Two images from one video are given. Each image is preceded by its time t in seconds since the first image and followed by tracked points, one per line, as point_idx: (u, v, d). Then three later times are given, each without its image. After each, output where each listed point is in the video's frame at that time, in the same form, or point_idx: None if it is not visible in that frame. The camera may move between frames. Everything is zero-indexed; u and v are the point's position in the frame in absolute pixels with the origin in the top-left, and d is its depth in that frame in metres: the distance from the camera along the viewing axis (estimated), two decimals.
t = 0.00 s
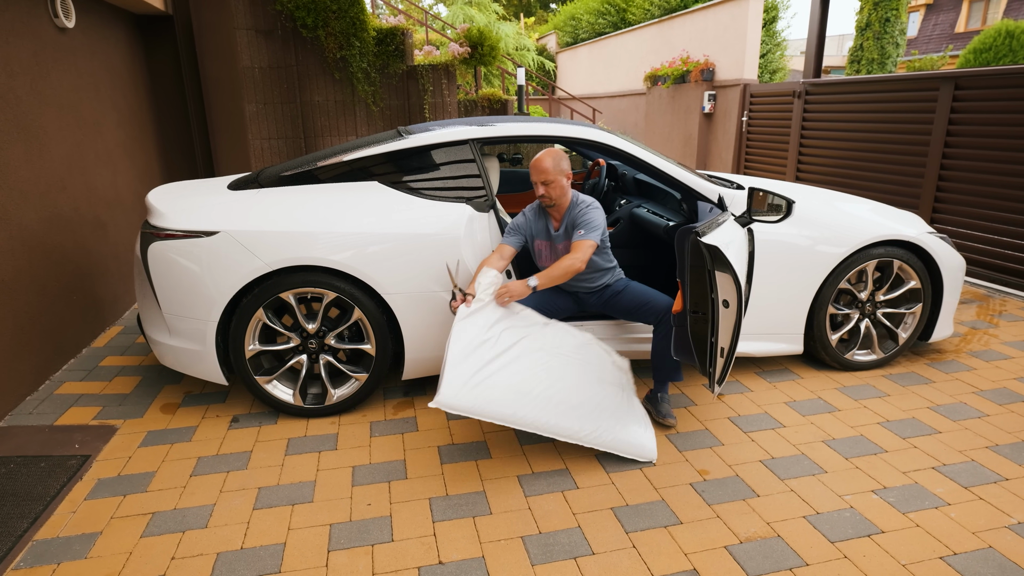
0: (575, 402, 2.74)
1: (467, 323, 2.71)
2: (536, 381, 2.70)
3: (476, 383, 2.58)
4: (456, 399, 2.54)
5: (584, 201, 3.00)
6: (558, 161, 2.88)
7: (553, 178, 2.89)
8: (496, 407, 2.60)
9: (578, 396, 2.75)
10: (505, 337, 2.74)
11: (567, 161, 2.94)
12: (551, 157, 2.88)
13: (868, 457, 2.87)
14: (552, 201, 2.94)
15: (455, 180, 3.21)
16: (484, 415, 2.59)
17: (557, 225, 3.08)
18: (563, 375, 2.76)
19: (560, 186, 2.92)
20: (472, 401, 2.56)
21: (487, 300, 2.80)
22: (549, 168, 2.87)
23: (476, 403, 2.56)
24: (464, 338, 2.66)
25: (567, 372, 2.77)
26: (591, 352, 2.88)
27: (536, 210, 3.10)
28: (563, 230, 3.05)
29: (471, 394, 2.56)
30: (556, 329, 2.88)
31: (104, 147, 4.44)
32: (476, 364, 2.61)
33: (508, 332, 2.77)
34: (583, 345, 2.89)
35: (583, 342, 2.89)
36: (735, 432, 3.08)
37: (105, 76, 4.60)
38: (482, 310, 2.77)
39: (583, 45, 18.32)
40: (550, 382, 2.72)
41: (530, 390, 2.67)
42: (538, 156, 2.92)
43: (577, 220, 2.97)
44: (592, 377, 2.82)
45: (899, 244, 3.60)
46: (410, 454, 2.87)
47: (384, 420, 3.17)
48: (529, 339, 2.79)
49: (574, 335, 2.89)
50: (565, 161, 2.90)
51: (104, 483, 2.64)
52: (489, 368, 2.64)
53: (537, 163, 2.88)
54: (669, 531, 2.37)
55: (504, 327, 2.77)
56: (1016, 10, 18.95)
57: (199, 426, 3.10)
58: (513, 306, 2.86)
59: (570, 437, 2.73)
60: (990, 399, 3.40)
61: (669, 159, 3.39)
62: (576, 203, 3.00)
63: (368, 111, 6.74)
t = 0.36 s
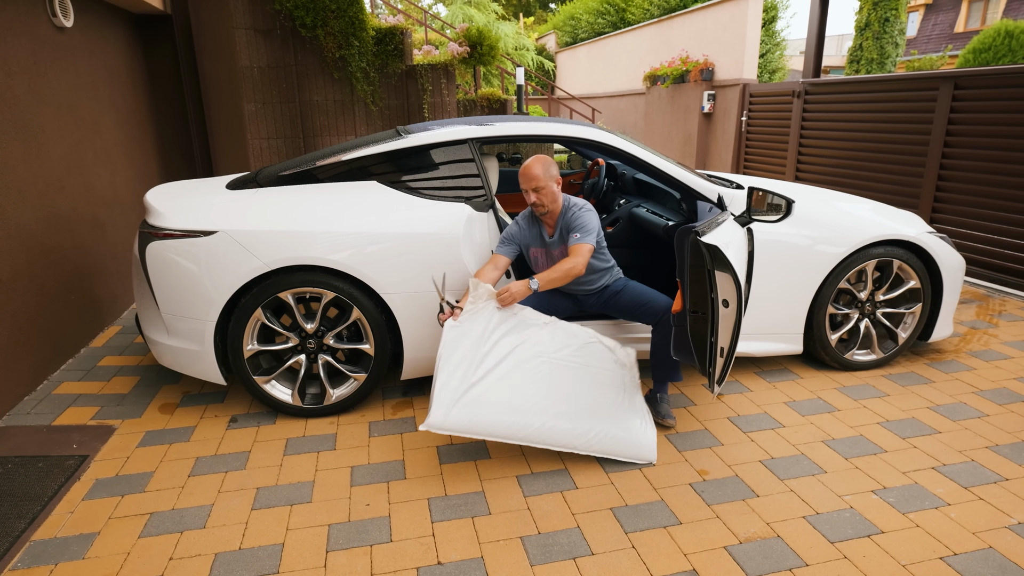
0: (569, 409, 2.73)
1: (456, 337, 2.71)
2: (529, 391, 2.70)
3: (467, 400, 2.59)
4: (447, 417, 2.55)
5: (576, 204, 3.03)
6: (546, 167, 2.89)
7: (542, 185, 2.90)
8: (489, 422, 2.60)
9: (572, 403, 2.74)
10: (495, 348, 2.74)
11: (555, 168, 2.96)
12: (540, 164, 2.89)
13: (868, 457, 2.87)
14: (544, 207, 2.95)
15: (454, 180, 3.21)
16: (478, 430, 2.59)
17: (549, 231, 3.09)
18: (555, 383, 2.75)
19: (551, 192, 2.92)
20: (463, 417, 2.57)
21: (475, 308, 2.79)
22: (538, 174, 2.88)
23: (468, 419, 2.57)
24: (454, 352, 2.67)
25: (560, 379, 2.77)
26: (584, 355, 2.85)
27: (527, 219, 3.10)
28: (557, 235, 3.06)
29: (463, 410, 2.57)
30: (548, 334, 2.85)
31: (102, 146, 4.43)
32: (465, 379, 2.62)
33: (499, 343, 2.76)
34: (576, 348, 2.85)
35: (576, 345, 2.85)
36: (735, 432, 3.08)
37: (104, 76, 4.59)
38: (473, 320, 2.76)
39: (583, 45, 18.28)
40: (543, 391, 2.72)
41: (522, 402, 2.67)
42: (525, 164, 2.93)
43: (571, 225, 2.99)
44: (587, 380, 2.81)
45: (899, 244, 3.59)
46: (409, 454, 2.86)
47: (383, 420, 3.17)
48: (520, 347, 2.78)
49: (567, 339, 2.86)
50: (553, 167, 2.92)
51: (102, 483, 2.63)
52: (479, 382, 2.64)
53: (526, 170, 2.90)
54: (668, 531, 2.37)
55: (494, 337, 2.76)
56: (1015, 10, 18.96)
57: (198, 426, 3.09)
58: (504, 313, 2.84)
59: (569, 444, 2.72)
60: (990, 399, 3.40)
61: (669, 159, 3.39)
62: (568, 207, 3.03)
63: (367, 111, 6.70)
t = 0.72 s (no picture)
0: (576, 417, 2.71)
1: (460, 352, 2.75)
2: (534, 402, 2.72)
3: (472, 416, 2.70)
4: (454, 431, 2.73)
5: (574, 203, 3.04)
6: (549, 167, 2.91)
7: (544, 183, 2.91)
8: (498, 437, 2.72)
9: (579, 411, 2.72)
10: (500, 360, 2.73)
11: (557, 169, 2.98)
12: (543, 163, 2.91)
13: (869, 457, 2.86)
14: (545, 206, 2.95)
15: (454, 180, 3.20)
16: (487, 444, 2.73)
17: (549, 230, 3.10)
18: (562, 391, 2.72)
19: (554, 190, 2.93)
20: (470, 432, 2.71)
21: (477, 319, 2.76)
22: (540, 172, 2.90)
23: (475, 435, 2.72)
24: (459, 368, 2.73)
25: (566, 386, 2.73)
26: (593, 360, 2.76)
27: (528, 219, 3.10)
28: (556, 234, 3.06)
29: (469, 429, 2.71)
30: (555, 340, 2.77)
31: (101, 146, 4.42)
32: (470, 396, 2.72)
33: (504, 354, 2.74)
34: (585, 353, 2.76)
35: (583, 350, 2.76)
36: (735, 432, 3.07)
37: (103, 76, 4.58)
38: (478, 333, 2.76)
39: (582, 44, 18.27)
40: (549, 401, 2.72)
41: (528, 413, 2.71)
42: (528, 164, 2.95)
43: (570, 222, 2.99)
44: (596, 386, 2.74)
45: (899, 244, 3.59)
46: (409, 454, 2.86)
47: (382, 420, 3.16)
48: (526, 356, 2.74)
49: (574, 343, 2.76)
50: (555, 168, 2.94)
51: (101, 483, 2.63)
52: (484, 396, 2.71)
53: (529, 169, 2.92)
54: (669, 532, 2.36)
55: (500, 349, 2.74)
56: (1015, 10, 18.96)
57: (197, 426, 3.09)
58: (509, 322, 2.77)
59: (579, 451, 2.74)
60: (991, 399, 3.39)
61: (669, 159, 3.39)
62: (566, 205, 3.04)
63: (367, 110, 6.69)
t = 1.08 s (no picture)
0: (593, 426, 2.75)
1: (478, 368, 2.81)
2: (551, 414, 2.77)
3: (495, 425, 2.84)
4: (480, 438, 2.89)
5: (577, 204, 3.02)
6: (552, 169, 2.88)
7: (547, 187, 2.88)
8: (520, 444, 2.85)
9: (596, 421, 2.74)
10: (516, 376, 2.76)
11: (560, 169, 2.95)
12: (546, 166, 2.88)
13: (870, 457, 2.86)
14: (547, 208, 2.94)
15: (454, 179, 3.20)
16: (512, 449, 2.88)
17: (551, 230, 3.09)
18: (578, 403, 2.74)
19: (555, 194, 2.91)
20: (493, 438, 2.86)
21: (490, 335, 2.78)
22: (543, 176, 2.87)
23: (500, 442, 2.87)
24: (478, 382, 2.82)
25: (582, 398, 2.73)
26: (606, 374, 2.71)
27: (531, 218, 3.10)
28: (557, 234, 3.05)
29: (493, 436, 2.86)
30: (569, 354, 2.72)
31: (102, 146, 4.42)
32: (491, 406, 2.83)
33: (519, 370, 2.76)
34: (600, 366, 2.71)
35: (598, 364, 2.71)
36: (737, 432, 3.07)
37: (104, 75, 4.58)
38: (494, 347, 2.78)
39: (582, 44, 18.25)
40: (564, 414, 2.76)
41: (546, 424, 2.78)
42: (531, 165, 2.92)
43: (572, 225, 2.98)
44: (612, 398, 2.71)
45: (901, 244, 3.59)
46: (410, 455, 2.85)
47: (383, 420, 3.16)
48: (540, 371, 2.75)
49: (588, 358, 2.71)
50: (559, 169, 2.91)
51: (102, 483, 2.63)
52: (503, 407, 2.81)
53: (531, 171, 2.88)
54: (671, 532, 2.36)
55: (515, 364, 2.76)
56: (1015, 10, 18.96)
57: (198, 427, 3.08)
58: (523, 338, 2.76)
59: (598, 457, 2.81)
60: (992, 399, 3.39)
61: (670, 159, 3.39)
62: (570, 207, 3.02)
63: (367, 110, 6.67)
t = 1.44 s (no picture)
0: (592, 427, 2.74)
1: (477, 368, 2.82)
2: (551, 414, 2.76)
3: (494, 424, 2.83)
4: (479, 439, 2.88)
5: (582, 208, 3.00)
6: (559, 169, 2.89)
7: (553, 187, 2.88)
8: (519, 443, 2.84)
9: (596, 421, 2.73)
10: (515, 375, 2.76)
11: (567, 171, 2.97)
12: (554, 165, 2.89)
13: (871, 457, 2.85)
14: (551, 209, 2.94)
15: (453, 178, 3.19)
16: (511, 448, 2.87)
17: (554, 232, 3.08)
18: (577, 403, 2.73)
19: (560, 195, 2.92)
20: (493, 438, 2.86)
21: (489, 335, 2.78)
22: (550, 176, 2.87)
23: (498, 441, 2.86)
24: (477, 382, 2.82)
25: (582, 397, 2.72)
26: (606, 374, 2.70)
27: (536, 217, 3.11)
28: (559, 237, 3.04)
29: (492, 435, 2.85)
30: (569, 354, 2.71)
31: (100, 145, 4.41)
32: (490, 405, 2.82)
33: (518, 370, 2.75)
34: (599, 366, 2.70)
35: (597, 363, 2.70)
36: (736, 432, 3.06)
37: (102, 74, 4.57)
38: (494, 346, 2.78)
39: (582, 44, 18.21)
40: (564, 414, 2.75)
41: (545, 424, 2.77)
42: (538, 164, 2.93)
43: (574, 229, 2.97)
44: (611, 397, 2.71)
45: (901, 243, 3.58)
46: (409, 455, 2.85)
47: (382, 420, 3.15)
48: (540, 371, 2.74)
49: (588, 358, 2.70)
50: (566, 170, 2.92)
51: (100, 483, 2.62)
52: (502, 406, 2.80)
53: (539, 170, 2.89)
54: (670, 532, 2.35)
55: (514, 364, 2.76)
56: (1015, 10, 18.95)
57: (196, 426, 3.08)
58: (522, 338, 2.75)
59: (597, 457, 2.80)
60: (992, 399, 3.39)
61: (670, 158, 3.38)
62: (573, 211, 3.00)
63: (366, 110, 6.65)
